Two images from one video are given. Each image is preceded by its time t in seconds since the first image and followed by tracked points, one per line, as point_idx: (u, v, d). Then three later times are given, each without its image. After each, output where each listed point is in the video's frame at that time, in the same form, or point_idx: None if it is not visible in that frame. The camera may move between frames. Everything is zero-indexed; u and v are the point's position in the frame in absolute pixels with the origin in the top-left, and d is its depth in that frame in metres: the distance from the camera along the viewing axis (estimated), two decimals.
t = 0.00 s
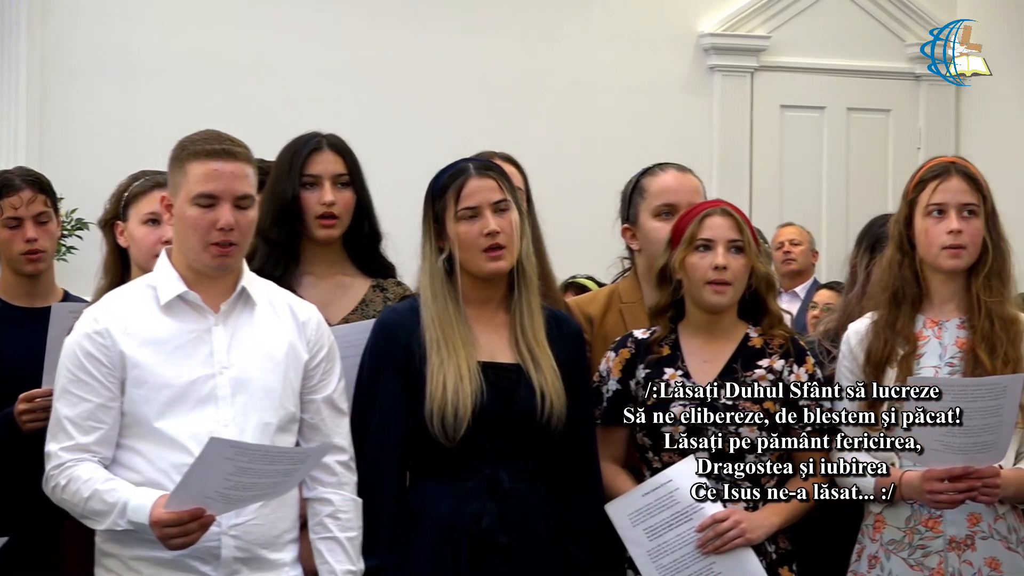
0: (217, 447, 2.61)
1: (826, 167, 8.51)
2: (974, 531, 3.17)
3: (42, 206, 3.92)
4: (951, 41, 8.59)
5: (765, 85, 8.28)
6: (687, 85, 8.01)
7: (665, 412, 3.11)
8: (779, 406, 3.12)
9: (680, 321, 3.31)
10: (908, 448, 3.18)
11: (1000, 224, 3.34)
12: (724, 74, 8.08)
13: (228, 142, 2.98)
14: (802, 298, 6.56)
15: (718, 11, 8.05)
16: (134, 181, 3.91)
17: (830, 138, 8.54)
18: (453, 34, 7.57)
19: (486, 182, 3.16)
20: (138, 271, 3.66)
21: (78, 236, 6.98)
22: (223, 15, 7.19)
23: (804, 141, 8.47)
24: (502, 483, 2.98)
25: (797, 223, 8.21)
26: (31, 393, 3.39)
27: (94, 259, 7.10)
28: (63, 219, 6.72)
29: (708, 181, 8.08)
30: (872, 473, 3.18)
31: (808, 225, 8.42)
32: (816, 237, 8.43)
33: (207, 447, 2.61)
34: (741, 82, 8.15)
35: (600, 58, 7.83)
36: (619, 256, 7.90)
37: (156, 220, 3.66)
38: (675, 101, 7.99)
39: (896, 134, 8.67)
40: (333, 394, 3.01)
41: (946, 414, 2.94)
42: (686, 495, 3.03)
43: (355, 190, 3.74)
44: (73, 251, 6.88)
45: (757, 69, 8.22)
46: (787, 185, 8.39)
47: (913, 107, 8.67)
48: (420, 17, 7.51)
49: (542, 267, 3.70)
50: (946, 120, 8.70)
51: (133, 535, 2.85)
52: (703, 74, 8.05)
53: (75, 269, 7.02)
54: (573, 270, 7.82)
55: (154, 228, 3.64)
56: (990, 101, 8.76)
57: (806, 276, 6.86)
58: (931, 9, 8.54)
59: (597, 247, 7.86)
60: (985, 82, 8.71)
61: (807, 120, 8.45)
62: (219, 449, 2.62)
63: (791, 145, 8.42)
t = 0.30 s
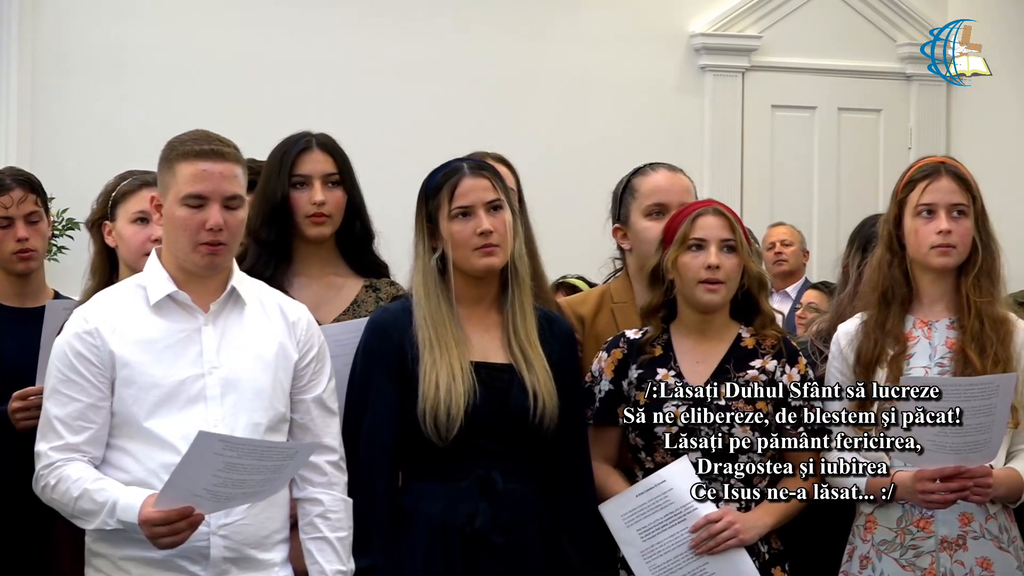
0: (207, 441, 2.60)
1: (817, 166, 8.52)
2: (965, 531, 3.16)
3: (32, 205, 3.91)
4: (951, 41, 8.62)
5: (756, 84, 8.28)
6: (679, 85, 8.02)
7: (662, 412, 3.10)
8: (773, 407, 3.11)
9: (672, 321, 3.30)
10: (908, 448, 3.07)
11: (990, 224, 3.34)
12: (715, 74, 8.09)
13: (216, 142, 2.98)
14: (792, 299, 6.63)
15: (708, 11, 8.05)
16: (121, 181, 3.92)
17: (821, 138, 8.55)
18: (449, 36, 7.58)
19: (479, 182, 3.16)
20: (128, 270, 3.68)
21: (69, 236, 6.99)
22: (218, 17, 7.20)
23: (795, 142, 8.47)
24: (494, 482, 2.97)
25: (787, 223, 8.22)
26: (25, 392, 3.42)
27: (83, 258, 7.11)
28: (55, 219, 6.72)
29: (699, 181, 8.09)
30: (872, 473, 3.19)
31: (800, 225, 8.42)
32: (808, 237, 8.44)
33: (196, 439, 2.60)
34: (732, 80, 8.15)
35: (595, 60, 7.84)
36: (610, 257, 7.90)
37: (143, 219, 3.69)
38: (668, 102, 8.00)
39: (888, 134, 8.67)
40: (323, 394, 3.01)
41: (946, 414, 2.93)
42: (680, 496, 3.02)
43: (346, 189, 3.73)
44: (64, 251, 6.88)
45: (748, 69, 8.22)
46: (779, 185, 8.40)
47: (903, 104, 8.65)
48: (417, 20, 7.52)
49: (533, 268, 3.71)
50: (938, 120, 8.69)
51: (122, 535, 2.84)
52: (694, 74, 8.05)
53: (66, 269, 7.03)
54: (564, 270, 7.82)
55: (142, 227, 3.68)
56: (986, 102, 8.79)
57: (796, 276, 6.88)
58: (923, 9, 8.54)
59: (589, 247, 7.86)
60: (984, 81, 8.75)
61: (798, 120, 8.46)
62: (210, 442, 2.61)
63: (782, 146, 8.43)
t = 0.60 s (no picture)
0: (201, 443, 2.61)
1: (812, 166, 8.52)
2: (957, 531, 3.16)
3: (27, 206, 3.90)
4: (951, 41, 8.64)
5: (750, 85, 8.29)
6: (674, 86, 8.02)
7: (658, 412, 3.11)
8: (768, 410, 3.11)
9: (666, 321, 3.31)
10: (908, 448, 3.10)
11: (982, 224, 3.35)
12: (710, 74, 8.10)
13: (211, 143, 2.98)
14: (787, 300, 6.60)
15: (702, 12, 8.05)
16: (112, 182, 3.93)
17: (816, 139, 8.55)
18: (446, 35, 7.58)
19: (474, 182, 3.15)
20: (120, 271, 3.69)
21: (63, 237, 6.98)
22: (214, 15, 7.19)
23: (790, 141, 8.47)
24: (488, 483, 2.98)
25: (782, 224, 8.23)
26: (19, 392, 3.41)
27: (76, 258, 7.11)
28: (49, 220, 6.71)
29: (693, 181, 8.10)
30: (873, 473, 3.17)
31: (794, 226, 8.43)
32: (803, 237, 8.44)
33: (191, 442, 2.60)
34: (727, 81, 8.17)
35: (592, 59, 7.84)
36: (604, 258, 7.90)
37: (135, 220, 3.71)
38: (664, 102, 8.01)
39: (884, 134, 8.67)
40: (317, 394, 3.00)
41: (946, 414, 2.94)
42: (676, 496, 3.02)
43: (343, 191, 3.73)
44: (59, 251, 6.87)
45: (742, 69, 8.22)
46: (773, 185, 8.41)
47: (897, 106, 8.65)
48: (414, 19, 7.51)
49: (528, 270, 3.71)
50: (932, 120, 8.69)
51: (117, 535, 2.84)
52: (689, 76, 8.06)
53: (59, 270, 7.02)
54: (557, 270, 7.82)
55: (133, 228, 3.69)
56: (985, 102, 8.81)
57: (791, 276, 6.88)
58: (917, 9, 8.55)
59: (583, 247, 7.86)
60: (985, 82, 8.80)
61: (793, 120, 8.46)
62: (204, 444, 2.61)
63: (777, 146, 8.43)
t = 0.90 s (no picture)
0: (197, 441, 2.60)
1: (805, 165, 8.54)
2: (949, 532, 3.19)
3: (18, 206, 3.89)
4: (951, 41, 8.69)
5: (744, 85, 8.29)
6: (667, 86, 8.03)
7: (648, 414, 3.12)
8: (763, 410, 3.13)
9: (659, 322, 3.32)
10: (908, 447, 3.09)
11: (973, 224, 3.37)
12: (704, 75, 8.10)
13: (206, 144, 2.98)
14: (780, 300, 6.68)
15: (695, 13, 8.05)
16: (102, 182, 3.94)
17: (810, 140, 8.57)
18: (440, 30, 7.57)
19: (467, 182, 3.16)
20: (112, 272, 3.70)
21: (57, 238, 6.96)
22: (207, 10, 7.17)
23: (783, 141, 8.49)
24: (480, 484, 2.98)
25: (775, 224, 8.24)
26: (11, 392, 3.43)
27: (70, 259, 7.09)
28: (42, 220, 6.70)
29: (686, 181, 8.11)
30: (873, 472, 3.18)
31: (787, 226, 8.44)
32: (796, 237, 8.46)
33: (186, 439, 2.60)
34: (721, 82, 8.17)
35: (587, 55, 7.85)
36: (596, 257, 7.90)
37: (126, 221, 3.72)
38: (657, 101, 8.01)
39: (876, 134, 8.70)
40: (312, 395, 3.01)
41: (946, 414, 2.96)
42: (666, 497, 3.04)
43: (338, 190, 3.73)
44: (52, 252, 6.86)
45: (736, 69, 8.22)
46: (767, 185, 8.43)
47: (891, 106, 8.69)
48: (408, 14, 7.50)
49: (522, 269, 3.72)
50: (926, 120, 8.70)
51: (112, 536, 2.84)
52: (682, 76, 8.07)
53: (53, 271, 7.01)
54: (550, 270, 7.82)
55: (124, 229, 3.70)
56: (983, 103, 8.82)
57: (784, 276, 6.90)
58: (910, 10, 8.58)
59: (576, 245, 7.87)
60: (985, 82, 8.80)
61: (786, 121, 8.47)
62: (200, 442, 2.61)
63: (770, 146, 8.44)
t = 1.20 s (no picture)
0: (196, 434, 2.62)
1: (798, 165, 8.55)
2: (941, 532, 3.20)
3: (11, 206, 3.89)
4: (951, 41, 8.71)
5: (735, 86, 8.30)
6: (659, 85, 8.03)
7: (640, 414, 3.13)
8: (755, 408, 3.15)
9: (652, 322, 3.33)
10: (908, 448, 3.05)
11: (965, 224, 3.38)
12: (696, 75, 8.11)
13: (201, 145, 2.99)
14: (773, 300, 6.68)
15: (689, 11, 8.06)
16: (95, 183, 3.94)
17: (802, 140, 8.58)
18: (437, 26, 7.57)
19: (460, 182, 3.16)
20: (105, 272, 3.71)
21: (48, 237, 6.96)
22: (203, 6, 7.17)
23: (777, 141, 8.50)
24: (472, 484, 3.00)
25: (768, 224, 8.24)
26: (3, 393, 3.41)
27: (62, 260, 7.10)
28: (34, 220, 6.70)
29: (679, 181, 8.12)
30: (875, 473, 3.14)
31: (780, 226, 8.44)
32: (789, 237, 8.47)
33: (184, 433, 2.61)
34: (713, 83, 8.18)
35: (583, 51, 7.85)
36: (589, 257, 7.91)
37: (119, 220, 3.73)
38: (649, 101, 8.01)
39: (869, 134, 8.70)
40: (306, 396, 3.02)
41: (946, 414, 2.98)
42: (657, 497, 3.04)
43: (333, 190, 3.73)
44: (44, 252, 6.86)
45: (729, 70, 8.23)
46: (760, 185, 8.43)
47: (883, 105, 8.68)
48: (405, 10, 7.50)
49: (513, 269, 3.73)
50: (919, 121, 8.71)
51: (108, 537, 2.84)
52: (675, 76, 8.07)
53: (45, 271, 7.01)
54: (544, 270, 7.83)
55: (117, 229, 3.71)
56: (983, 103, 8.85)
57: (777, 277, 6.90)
58: (903, 10, 8.58)
59: (570, 244, 7.88)
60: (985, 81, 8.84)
61: (778, 121, 8.48)
62: (198, 436, 2.62)
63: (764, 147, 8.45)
